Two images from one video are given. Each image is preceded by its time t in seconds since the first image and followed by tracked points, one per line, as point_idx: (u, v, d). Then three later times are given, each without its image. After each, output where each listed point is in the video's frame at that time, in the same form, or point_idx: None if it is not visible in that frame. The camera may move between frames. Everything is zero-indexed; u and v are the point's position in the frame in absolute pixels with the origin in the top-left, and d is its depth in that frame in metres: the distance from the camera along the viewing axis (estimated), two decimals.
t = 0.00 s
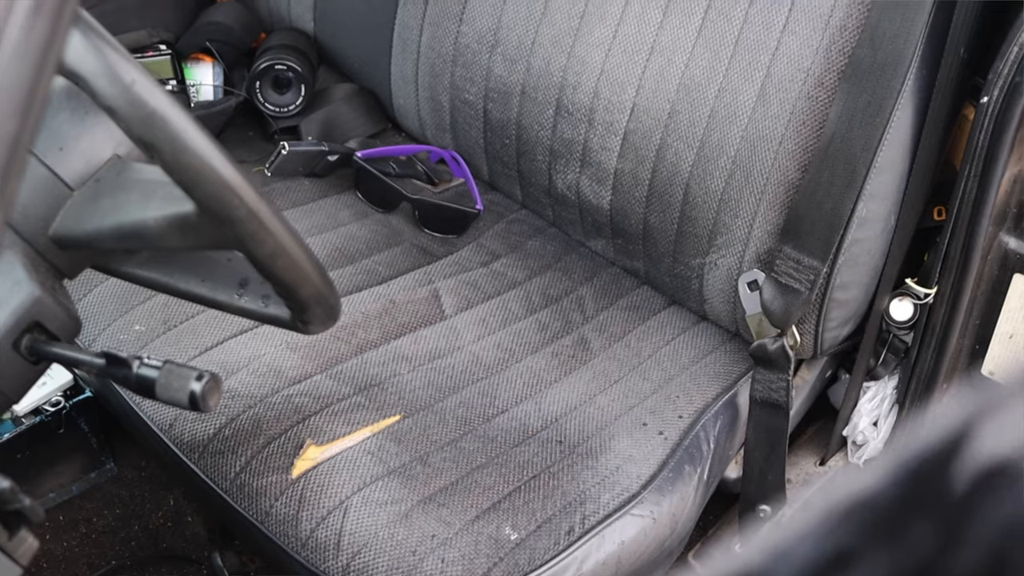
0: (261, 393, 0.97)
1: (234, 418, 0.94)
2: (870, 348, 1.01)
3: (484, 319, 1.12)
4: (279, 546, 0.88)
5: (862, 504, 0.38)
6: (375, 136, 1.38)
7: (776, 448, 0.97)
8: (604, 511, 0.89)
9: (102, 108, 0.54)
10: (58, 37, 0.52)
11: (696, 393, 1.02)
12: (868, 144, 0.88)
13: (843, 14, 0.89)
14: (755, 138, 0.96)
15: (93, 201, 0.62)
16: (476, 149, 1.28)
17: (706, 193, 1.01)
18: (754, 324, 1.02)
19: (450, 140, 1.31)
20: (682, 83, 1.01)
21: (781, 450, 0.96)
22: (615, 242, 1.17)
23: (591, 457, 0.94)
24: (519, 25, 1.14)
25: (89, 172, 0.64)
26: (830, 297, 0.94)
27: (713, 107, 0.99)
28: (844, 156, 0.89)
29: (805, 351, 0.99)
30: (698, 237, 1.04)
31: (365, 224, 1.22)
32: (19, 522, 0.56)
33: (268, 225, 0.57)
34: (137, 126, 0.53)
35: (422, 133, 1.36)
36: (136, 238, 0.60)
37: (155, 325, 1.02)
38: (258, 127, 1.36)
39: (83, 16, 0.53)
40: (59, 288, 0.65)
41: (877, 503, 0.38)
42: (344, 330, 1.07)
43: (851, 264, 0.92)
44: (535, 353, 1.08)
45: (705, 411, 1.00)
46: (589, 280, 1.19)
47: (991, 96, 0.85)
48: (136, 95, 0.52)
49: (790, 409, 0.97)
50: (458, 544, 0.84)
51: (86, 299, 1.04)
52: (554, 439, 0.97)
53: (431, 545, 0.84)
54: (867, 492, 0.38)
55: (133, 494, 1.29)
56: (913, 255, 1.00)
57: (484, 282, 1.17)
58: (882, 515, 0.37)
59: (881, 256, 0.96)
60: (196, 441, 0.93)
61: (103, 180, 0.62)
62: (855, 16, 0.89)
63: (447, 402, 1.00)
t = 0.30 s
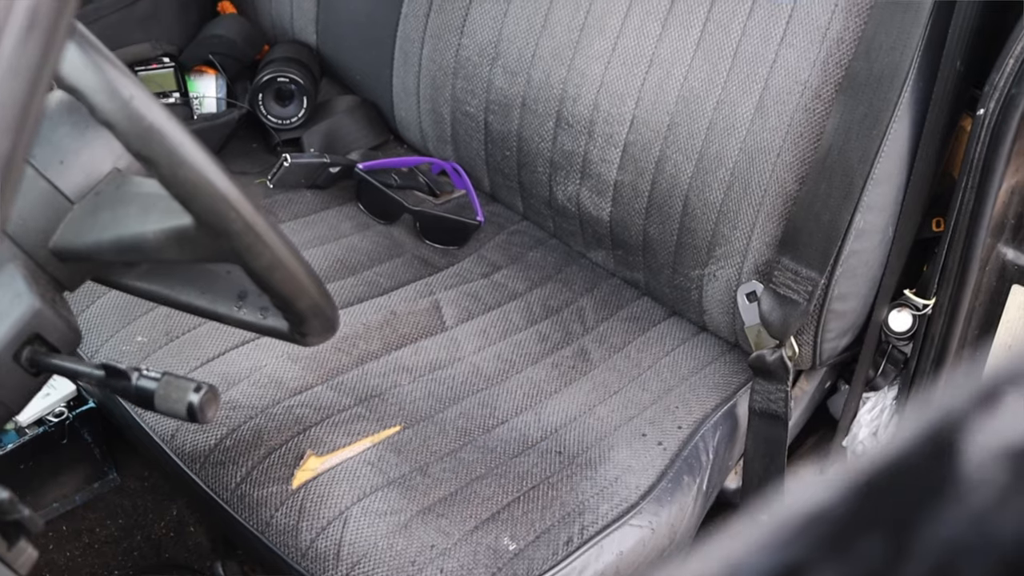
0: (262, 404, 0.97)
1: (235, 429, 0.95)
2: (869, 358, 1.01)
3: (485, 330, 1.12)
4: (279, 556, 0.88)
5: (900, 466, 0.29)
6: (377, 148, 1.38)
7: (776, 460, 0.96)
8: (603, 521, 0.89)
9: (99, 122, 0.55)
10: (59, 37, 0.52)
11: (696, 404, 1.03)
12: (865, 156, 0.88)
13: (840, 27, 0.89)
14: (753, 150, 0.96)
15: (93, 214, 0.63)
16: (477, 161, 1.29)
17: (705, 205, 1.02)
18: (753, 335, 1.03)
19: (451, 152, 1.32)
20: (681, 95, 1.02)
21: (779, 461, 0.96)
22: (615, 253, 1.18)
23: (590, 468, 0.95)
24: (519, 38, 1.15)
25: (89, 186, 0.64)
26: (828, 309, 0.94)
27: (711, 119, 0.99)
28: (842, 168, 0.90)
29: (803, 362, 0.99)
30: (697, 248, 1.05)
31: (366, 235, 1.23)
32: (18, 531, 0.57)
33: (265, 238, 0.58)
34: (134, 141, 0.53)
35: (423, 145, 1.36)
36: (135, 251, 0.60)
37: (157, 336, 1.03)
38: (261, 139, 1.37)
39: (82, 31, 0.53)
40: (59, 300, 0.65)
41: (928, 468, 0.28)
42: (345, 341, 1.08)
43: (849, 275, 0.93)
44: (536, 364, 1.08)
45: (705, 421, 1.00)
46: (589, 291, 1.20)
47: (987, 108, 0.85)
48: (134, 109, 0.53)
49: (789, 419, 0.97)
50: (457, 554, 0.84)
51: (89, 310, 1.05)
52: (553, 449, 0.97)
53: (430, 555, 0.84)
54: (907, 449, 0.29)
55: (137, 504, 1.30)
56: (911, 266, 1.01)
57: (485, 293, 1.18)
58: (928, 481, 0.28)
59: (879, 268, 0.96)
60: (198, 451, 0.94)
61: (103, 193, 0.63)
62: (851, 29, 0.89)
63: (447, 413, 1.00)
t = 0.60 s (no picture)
0: (264, 416, 0.98)
1: (236, 440, 0.95)
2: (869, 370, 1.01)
3: (486, 342, 1.13)
4: (280, 567, 0.88)
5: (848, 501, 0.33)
6: (379, 160, 1.39)
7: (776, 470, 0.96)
8: (602, 532, 0.89)
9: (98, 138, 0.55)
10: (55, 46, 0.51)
11: (695, 415, 1.03)
12: (863, 169, 0.89)
13: (838, 40, 0.90)
14: (752, 163, 0.97)
15: (93, 229, 0.64)
16: (479, 173, 1.30)
17: (704, 217, 1.02)
18: (752, 346, 1.03)
19: (453, 164, 1.33)
20: (680, 108, 1.02)
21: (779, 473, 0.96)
22: (616, 265, 1.18)
23: (590, 479, 0.95)
24: (521, 51, 1.16)
25: (90, 201, 0.65)
26: (827, 320, 0.95)
27: (710, 132, 1.00)
28: (840, 182, 0.90)
29: (802, 373, 1.00)
30: (697, 260, 1.05)
31: (369, 247, 1.24)
32: (18, 543, 0.57)
33: (263, 253, 0.59)
34: (133, 157, 0.54)
35: (426, 158, 1.37)
36: (135, 265, 0.61)
37: (160, 347, 1.03)
38: (264, 151, 1.38)
39: (81, 47, 0.54)
40: (60, 315, 0.66)
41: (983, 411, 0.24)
42: (347, 353, 1.08)
43: (848, 287, 0.93)
44: (536, 375, 1.09)
45: (704, 433, 1.01)
46: (590, 302, 1.21)
47: (984, 120, 0.86)
48: (132, 126, 0.53)
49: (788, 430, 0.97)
50: (456, 565, 0.85)
51: (93, 322, 1.06)
52: (553, 461, 0.98)
53: (430, 566, 0.85)
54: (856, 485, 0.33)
55: (140, 515, 1.30)
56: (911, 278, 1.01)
57: (486, 305, 1.18)
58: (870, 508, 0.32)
59: (878, 279, 0.96)
60: (200, 462, 0.95)
61: (104, 208, 0.64)
62: (849, 42, 0.90)
63: (448, 424, 1.01)
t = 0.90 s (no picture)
0: (266, 428, 0.98)
1: (238, 452, 0.96)
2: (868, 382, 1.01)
3: (487, 354, 1.13)
4: None
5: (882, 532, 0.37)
6: (383, 172, 1.40)
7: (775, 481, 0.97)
8: (601, 544, 0.90)
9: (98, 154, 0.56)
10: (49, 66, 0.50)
11: (695, 427, 1.04)
12: (860, 181, 0.90)
13: (835, 55, 0.90)
14: (751, 176, 0.97)
15: (93, 244, 0.64)
16: (481, 186, 1.30)
17: (704, 230, 1.03)
18: (751, 360, 1.04)
19: (456, 178, 1.33)
20: (680, 122, 1.03)
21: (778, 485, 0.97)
22: (617, 277, 1.19)
23: (590, 490, 0.96)
24: (522, 64, 1.17)
25: (91, 216, 0.66)
26: (827, 332, 0.95)
27: (710, 145, 1.00)
28: (838, 195, 0.91)
29: (801, 385, 1.00)
30: (697, 272, 1.06)
31: (371, 260, 1.25)
32: (17, 555, 0.58)
33: (260, 268, 0.59)
34: (131, 174, 0.54)
35: (429, 171, 1.38)
36: (135, 279, 0.62)
37: (163, 359, 1.04)
38: (268, 164, 1.39)
39: (79, 65, 0.54)
40: (62, 329, 0.67)
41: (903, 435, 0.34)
42: (349, 365, 1.09)
43: (846, 300, 0.94)
44: (537, 388, 1.09)
45: (704, 445, 1.01)
46: (591, 314, 1.21)
47: (981, 134, 0.85)
48: (132, 143, 0.54)
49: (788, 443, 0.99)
50: None
51: (97, 334, 1.06)
52: (553, 472, 0.98)
53: None
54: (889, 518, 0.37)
55: (143, 526, 1.31)
56: (911, 290, 1.01)
57: (488, 317, 1.19)
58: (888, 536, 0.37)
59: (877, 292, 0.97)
60: (202, 474, 0.95)
61: (104, 223, 0.65)
62: (846, 56, 0.90)
63: (449, 436, 1.01)
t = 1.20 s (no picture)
0: (268, 440, 0.99)
1: (241, 464, 0.96)
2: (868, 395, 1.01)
3: (489, 367, 1.14)
4: None
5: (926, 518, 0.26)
6: (386, 185, 1.41)
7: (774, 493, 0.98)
8: (600, 556, 0.90)
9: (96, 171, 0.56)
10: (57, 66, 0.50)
11: (695, 439, 1.04)
12: (858, 195, 0.90)
13: (833, 69, 0.91)
14: (750, 190, 0.98)
15: (94, 260, 0.65)
16: (483, 200, 1.31)
17: (704, 243, 1.03)
18: (750, 372, 1.04)
19: (458, 191, 1.34)
20: (680, 136, 1.03)
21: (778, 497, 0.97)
22: (618, 290, 1.19)
23: (589, 503, 0.96)
24: (523, 78, 1.17)
25: (92, 232, 0.67)
26: (825, 345, 0.96)
27: (709, 159, 1.01)
28: (836, 209, 0.91)
29: (801, 398, 1.01)
30: (697, 286, 1.06)
31: (374, 272, 1.26)
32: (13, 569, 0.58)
33: (259, 284, 0.60)
34: (130, 191, 0.55)
35: (431, 184, 1.39)
36: (134, 295, 0.63)
37: (166, 372, 1.05)
38: (272, 177, 1.41)
39: (78, 82, 0.55)
40: (64, 343, 0.68)
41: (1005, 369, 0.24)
42: (351, 377, 1.10)
43: (845, 313, 0.94)
44: (538, 400, 1.10)
45: (704, 457, 1.02)
46: (592, 327, 1.21)
47: (978, 147, 0.86)
48: (130, 160, 0.55)
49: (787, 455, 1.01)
50: None
51: (102, 346, 1.07)
52: (553, 485, 0.98)
53: None
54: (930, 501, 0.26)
55: (148, 538, 1.31)
56: (910, 303, 1.01)
57: (490, 330, 1.19)
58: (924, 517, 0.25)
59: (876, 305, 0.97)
60: (204, 486, 0.96)
61: (104, 239, 0.66)
62: (844, 71, 0.91)
63: (449, 448, 1.02)
